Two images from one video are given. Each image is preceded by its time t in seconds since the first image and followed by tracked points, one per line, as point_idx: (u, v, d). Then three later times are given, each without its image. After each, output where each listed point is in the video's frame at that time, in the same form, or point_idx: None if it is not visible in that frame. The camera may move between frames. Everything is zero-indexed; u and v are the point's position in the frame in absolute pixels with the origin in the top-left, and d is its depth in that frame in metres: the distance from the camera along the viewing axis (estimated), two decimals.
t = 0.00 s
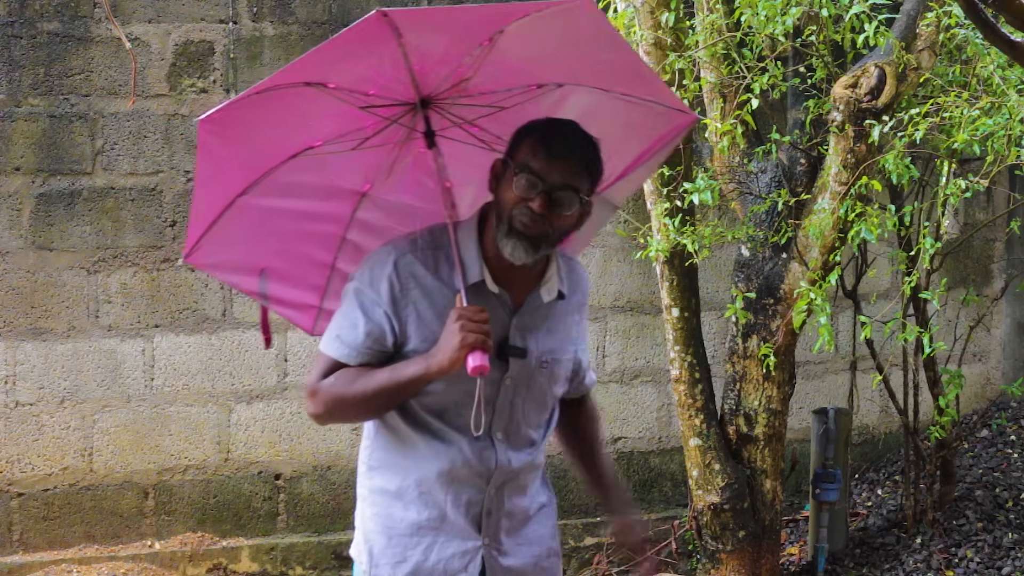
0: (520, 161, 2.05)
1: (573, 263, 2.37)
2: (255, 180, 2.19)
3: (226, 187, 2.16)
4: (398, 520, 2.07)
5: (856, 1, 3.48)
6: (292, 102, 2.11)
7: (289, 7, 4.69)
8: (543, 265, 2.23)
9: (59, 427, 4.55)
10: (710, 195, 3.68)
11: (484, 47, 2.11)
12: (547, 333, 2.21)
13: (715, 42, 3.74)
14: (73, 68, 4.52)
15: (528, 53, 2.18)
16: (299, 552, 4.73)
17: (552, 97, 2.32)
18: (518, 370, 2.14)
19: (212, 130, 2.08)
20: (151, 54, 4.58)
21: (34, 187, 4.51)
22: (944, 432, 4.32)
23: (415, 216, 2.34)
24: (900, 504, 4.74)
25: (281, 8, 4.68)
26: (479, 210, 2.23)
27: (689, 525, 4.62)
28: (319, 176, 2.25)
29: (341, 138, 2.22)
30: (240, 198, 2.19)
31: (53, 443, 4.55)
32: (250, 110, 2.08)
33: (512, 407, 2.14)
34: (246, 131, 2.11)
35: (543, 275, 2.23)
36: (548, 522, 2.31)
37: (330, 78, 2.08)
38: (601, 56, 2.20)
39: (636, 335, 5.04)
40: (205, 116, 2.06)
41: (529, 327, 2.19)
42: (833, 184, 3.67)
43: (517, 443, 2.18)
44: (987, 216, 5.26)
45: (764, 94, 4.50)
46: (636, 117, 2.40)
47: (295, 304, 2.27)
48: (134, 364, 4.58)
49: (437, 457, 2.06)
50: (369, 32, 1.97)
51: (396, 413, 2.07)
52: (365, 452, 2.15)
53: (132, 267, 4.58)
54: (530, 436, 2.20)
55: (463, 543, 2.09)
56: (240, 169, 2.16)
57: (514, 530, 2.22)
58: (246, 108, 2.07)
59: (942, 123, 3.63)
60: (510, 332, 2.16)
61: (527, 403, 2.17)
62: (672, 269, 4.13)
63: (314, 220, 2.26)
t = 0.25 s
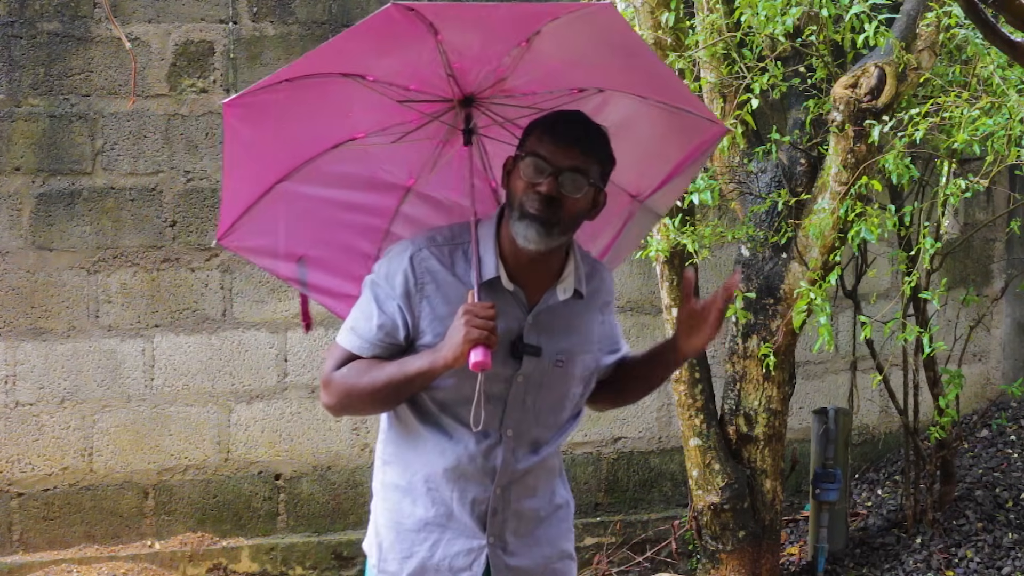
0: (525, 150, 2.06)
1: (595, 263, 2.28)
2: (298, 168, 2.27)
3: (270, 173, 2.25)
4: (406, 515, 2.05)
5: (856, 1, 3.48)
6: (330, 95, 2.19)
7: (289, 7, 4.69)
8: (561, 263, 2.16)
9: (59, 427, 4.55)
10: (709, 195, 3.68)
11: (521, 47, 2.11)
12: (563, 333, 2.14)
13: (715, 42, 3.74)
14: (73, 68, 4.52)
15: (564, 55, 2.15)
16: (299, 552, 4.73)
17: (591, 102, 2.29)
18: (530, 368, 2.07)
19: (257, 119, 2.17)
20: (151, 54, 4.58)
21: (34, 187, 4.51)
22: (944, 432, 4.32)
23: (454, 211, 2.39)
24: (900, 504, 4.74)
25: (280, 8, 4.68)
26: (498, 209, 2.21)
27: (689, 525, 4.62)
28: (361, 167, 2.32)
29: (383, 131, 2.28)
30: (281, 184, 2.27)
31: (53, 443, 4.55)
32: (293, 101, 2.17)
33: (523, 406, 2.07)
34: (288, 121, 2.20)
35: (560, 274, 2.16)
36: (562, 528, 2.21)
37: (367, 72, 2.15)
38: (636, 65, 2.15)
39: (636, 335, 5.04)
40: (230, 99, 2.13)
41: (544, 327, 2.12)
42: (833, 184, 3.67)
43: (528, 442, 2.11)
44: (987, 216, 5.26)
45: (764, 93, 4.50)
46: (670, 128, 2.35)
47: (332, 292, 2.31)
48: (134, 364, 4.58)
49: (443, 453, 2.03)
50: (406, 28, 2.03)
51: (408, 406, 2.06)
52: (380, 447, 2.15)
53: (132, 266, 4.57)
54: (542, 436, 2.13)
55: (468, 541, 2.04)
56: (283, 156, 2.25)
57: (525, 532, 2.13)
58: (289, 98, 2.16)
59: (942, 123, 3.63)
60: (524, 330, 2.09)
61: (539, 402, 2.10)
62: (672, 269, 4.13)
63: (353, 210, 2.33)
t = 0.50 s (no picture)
0: (519, 143, 2.07)
1: (600, 257, 2.26)
2: (302, 177, 2.29)
3: (274, 185, 2.26)
4: (415, 515, 2.05)
5: (856, 1, 3.48)
6: (328, 103, 2.20)
7: (289, 7, 4.69)
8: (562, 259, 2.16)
9: (59, 427, 4.55)
10: (710, 195, 3.68)
11: (513, 45, 2.12)
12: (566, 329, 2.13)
13: (714, 42, 3.74)
14: (73, 68, 4.53)
15: (559, 52, 2.15)
16: (299, 552, 4.72)
17: (589, 95, 2.28)
18: (533, 366, 2.06)
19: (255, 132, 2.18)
20: (151, 54, 4.58)
21: (34, 187, 4.51)
22: (944, 432, 4.32)
23: (462, 212, 2.40)
24: (900, 504, 4.74)
25: (281, 8, 4.68)
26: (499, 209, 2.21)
27: (689, 525, 4.62)
28: (364, 173, 2.34)
29: (384, 136, 2.31)
30: (286, 195, 2.28)
31: (53, 443, 4.55)
32: (290, 113, 2.18)
33: (527, 403, 2.06)
34: (287, 132, 2.21)
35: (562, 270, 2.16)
36: (570, 525, 2.19)
37: (364, 78, 2.17)
38: (630, 59, 2.13)
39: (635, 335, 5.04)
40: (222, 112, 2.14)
41: (547, 323, 2.11)
42: (833, 184, 3.67)
43: (534, 440, 2.10)
44: (987, 216, 5.26)
45: (764, 93, 4.50)
46: (666, 116, 2.33)
47: (344, 299, 2.30)
48: (134, 364, 4.58)
49: (449, 451, 2.02)
50: (397, 33, 2.05)
51: (413, 406, 2.06)
52: (388, 447, 2.14)
53: (132, 267, 4.57)
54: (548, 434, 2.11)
55: (476, 540, 2.02)
56: (286, 168, 2.26)
57: (534, 531, 2.11)
58: (286, 109, 2.17)
59: (942, 123, 3.63)
60: (526, 327, 2.09)
61: (543, 399, 2.09)
62: (672, 269, 4.13)
63: (360, 218, 2.34)
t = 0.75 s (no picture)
0: (522, 139, 2.08)
1: (601, 259, 2.27)
2: (309, 183, 2.29)
3: (281, 191, 2.26)
4: (418, 515, 2.04)
5: (857, 1, 3.48)
6: (331, 107, 2.22)
7: (289, 7, 4.69)
8: (564, 260, 2.16)
9: (59, 427, 4.54)
10: (710, 195, 3.68)
11: (514, 44, 2.15)
12: (568, 329, 2.13)
13: (715, 42, 3.74)
14: (73, 68, 4.52)
15: (560, 50, 2.17)
16: (299, 552, 4.73)
17: (592, 95, 2.30)
18: (535, 365, 2.06)
19: (259, 136, 2.20)
20: (151, 54, 4.58)
21: (34, 187, 4.51)
22: (944, 432, 4.32)
23: (471, 214, 2.37)
24: (900, 504, 4.74)
25: (280, 8, 4.68)
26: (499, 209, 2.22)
27: (689, 525, 4.62)
28: (373, 179, 2.34)
29: (391, 141, 2.31)
30: (293, 202, 2.28)
31: (53, 444, 4.55)
32: (294, 117, 2.20)
33: (529, 403, 2.06)
34: (292, 137, 2.22)
35: (564, 271, 2.16)
36: (574, 526, 2.19)
37: (366, 81, 2.18)
38: (627, 53, 2.15)
39: (636, 335, 5.04)
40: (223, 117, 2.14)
41: (548, 322, 2.11)
42: (833, 184, 3.67)
43: (537, 439, 2.10)
44: (987, 216, 5.26)
45: (763, 93, 4.50)
46: (667, 113, 2.34)
47: (356, 304, 2.28)
48: (134, 364, 4.58)
49: (452, 451, 2.02)
50: (397, 33, 2.07)
51: (417, 403, 2.06)
52: (391, 448, 2.14)
53: (132, 267, 4.57)
54: (551, 433, 2.12)
55: (480, 539, 2.02)
56: (293, 174, 2.26)
57: (538, 531, 2.11)
58: (289, 113, 2.19)
59: (942, 123, 3.63)
60: (528, 326, 2.09)
61: (545, 398, 2.09)
62: (672, 269, 4.13)
63: (370, 223, 2.33)
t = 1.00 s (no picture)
0: (517, 132, 2.07)
1: (600, 256, 2.28)
2: (304, 187, 2.28)
3: (276, 194, 2.26)
4: (422, 515, 2.03)
5: (857, 1, 3.48)
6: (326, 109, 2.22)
7: (289, 7, 4.69)
8: (561, 254, 2.17)
9: (59, 427, 4.54)
10: (710, 195, 3.68)
11: (508, 45, 2.17)
12: (567, 322, 2.13)
13: (715, 42, 3.74)
14: (73, 68, 4.52)
15: (553, 51, 2.19)
16: (299, 552, 4.73)
17: (586, 97, 2.31)
18: (534, 357, 2.07)
19: (255, 137, 2.19)
20: (151, 54, 4.58)
21: (34, 187, 4.51)
22: (944, 432, 4.32)
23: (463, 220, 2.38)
24: (900, 504, 4.74)
25: (281, 8, 4.68)
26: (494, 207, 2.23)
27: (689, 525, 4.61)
28: (367, 183, 2.34)
29: (385, 144, 2.31)
30: (288, 205, 2.28)
31: (53, 444, 4.55)
32: (290, 119, 2.20)
33: (529, 396, 2.06)
34: (288, 139, 2.22)
35: (562, 265, 2.17)
36: (580, 525, 2.17)
37: (361, 83, 2.20)
38: (620, 51, 2.16)
39: (635, 335, 5.04)
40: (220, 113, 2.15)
41: (547, 316, 2.12)
42: (833, 184, 3.67)
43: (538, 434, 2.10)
44: (987, 216, 5.26)
45: (763, 93, 4.51)
46: (659, 112, 2.33)
47: (348, 310, 2.28)
48: (134, 364, 4.58)
49: (454, 447, 2.02)
50: (393, 33, 2.09)
51: (418, 402, 2.06)
52: (394, 450, 2.14)
53: (132, 267, 4.57)
54: (553, 428, 2.11)
55: (484, 536, 2.01)
56: (288, 178, 2.26)
57: (541, 528, 2.10)
58: (285, 114, 2.19)
59: (942, 122, 3.63)
60: (526, 320, 2.09)
61: (546, 392, 2.09)
62: (672, 269, 4.13)
63: (363, 228, 2.33)
